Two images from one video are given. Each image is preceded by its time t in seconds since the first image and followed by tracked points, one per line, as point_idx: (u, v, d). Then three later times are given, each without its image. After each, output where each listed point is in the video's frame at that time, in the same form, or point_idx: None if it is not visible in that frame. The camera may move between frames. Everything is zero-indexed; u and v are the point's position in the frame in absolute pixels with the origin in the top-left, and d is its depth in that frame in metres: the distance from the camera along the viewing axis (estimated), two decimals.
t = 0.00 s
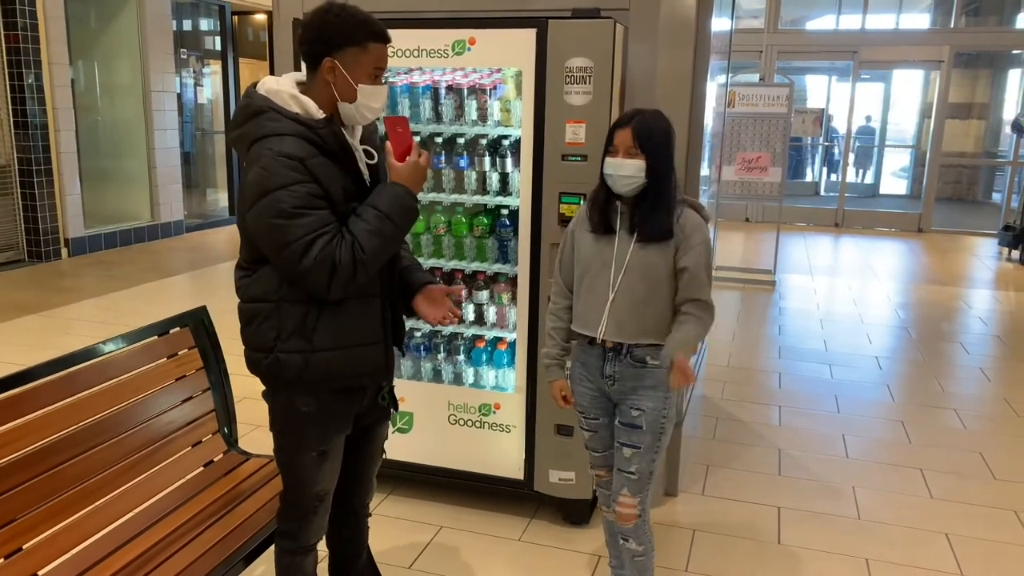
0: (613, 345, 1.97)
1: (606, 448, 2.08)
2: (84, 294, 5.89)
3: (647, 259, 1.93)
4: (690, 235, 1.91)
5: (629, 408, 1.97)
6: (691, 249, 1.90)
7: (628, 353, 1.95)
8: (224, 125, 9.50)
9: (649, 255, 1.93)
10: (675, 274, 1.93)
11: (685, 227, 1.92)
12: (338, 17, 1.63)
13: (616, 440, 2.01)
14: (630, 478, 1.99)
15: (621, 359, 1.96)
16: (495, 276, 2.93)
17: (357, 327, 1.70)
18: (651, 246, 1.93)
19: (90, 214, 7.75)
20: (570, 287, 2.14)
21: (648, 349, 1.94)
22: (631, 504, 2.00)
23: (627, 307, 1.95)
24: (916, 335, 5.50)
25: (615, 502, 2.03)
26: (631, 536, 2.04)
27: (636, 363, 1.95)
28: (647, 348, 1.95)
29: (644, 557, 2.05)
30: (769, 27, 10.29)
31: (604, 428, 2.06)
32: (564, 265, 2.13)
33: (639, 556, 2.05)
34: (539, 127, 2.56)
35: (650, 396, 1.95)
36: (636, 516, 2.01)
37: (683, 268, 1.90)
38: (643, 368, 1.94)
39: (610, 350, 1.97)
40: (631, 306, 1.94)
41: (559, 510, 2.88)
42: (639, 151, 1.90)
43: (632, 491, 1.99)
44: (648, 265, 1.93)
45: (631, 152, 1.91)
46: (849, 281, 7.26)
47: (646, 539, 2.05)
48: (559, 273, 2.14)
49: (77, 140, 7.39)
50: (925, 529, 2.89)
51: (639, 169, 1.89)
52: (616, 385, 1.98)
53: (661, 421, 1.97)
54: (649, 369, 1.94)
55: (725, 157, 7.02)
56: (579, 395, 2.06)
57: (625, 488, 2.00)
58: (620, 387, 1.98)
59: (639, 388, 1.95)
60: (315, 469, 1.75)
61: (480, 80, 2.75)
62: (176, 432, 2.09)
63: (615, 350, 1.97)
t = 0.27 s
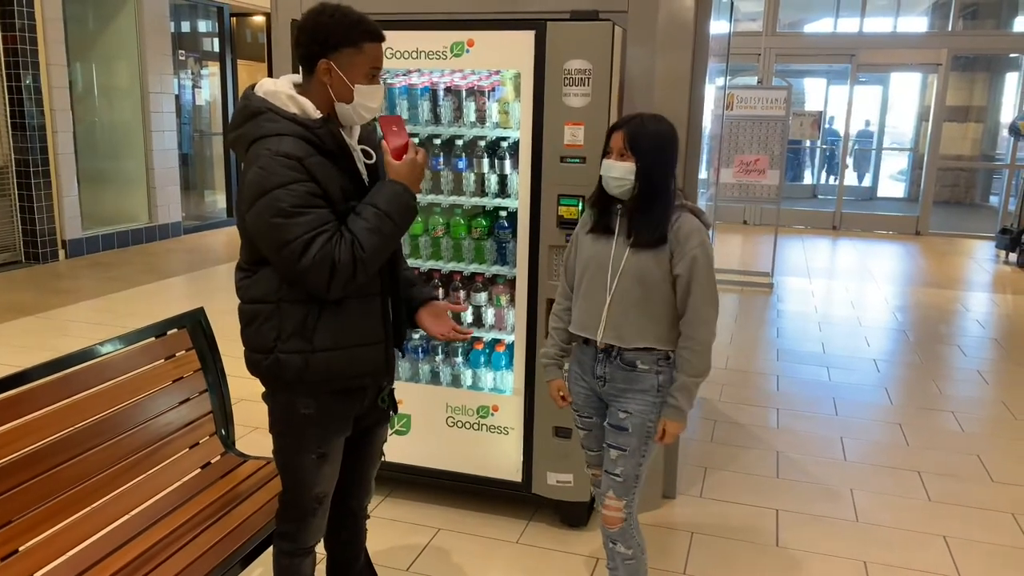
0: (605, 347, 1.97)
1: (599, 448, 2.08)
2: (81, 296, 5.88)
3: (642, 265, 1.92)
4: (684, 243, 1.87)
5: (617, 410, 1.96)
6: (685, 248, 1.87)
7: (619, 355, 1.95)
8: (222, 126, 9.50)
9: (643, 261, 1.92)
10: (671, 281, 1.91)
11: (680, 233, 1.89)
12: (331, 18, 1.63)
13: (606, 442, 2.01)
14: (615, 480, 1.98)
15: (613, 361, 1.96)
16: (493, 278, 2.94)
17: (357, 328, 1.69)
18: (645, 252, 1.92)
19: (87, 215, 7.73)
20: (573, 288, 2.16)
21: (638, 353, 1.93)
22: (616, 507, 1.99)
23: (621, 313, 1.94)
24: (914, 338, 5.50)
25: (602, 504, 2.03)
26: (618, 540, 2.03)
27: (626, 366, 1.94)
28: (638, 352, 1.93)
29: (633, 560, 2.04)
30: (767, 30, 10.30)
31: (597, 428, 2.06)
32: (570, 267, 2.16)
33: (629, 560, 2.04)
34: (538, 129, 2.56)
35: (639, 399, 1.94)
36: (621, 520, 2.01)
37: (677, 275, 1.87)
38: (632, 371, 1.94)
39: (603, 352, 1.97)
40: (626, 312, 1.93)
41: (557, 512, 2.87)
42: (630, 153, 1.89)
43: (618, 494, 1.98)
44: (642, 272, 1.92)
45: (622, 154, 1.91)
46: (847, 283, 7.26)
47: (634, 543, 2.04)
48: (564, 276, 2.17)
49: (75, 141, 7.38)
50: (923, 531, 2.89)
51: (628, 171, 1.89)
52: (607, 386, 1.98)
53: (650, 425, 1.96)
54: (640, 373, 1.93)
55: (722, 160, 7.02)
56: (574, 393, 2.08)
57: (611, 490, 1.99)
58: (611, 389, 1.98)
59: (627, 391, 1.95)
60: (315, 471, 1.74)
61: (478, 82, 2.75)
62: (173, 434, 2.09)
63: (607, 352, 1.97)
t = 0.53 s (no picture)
0: (606, 349, 1.97)
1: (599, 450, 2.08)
2: (80, 297, 5.88)
3: (641, 268, 1.92)
4: (681, 245, 1.87)
5: (618, 412, 1.96)
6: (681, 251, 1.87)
7: (619, 358, 1.95)
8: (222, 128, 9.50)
9: (642, 264, 1.92)
10: (669, 282, 1.91)
11: (679, 235, 1.89)
12: (325, 19, 1.63)
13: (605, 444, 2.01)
14: (616, 483, 1.98)
15: (613, 364, 1.96)
16: (491, 280, 2.93)
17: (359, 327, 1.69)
18: (644, 254, 1.92)
19: (86, 216, 7.73)
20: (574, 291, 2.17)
21: (639, 356, 1.93)
22: (616, 510, 2.00)
23: (620, 316, 1.94)
24: (913, 341, 5.50)
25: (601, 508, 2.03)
26: (618, 543, 2.03)
27: (627, 369, 1.95)
28: (638, 354, 1.93)
29: (633, 563, 2.05)
30: (766, 33, 10.31)
31: (597, 431, 2.06)
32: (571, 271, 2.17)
33: (629, 563, 2.05)
34: (537, 131, 2.56)
35: (639, 401, 1.95)
36: (621, 523, 2.01)
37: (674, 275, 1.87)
38: (633, 374, 1.94)
39: (603, 354, 1.97)
40: (624, 314, 1.93)
41: (555, 515, 2.87)
42: (629, 156, 1.90)
43: (617, 496, 1.99)
44: (641, 274, 1.92)
45: (621, 158, 1.91)
46: (846, 286, 7.27)
47: (634, 546, 2.04)
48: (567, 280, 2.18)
49: (73, 143, 7.37)
50: (921, 534, 2.89)
51: (628, 175, 1.89)
52: (607, 389, 1.98)
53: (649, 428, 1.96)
54: (640, 376, 1.94)
55: (721, 162, 7.02)
56: (574, 395, 2.07)
57: (611, 493, 2.00)
58: (611, 391, 1.98)
59: (628, 394, 1.95)
60: (314, 473, 1.74)
61: (477, 85, 2.75)
62: (170, 436, 2.08)
63: (607, 354, 1.97)
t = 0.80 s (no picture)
0: (613, 352, 1.97)
1: (604, 453, 2.08)
2: (82, 299, 5.89)
3: (645, 270, 1.92)
4: (684, 249, 1.88)
5: (624, 416, 1.97)
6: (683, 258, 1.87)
7: (626, 361, 1.95)
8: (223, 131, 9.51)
9: (647, 267, 1.92)
10: (671, 285, 1.91)
11: (682, 238, 1.89)
12: (319, 22, 1.65)
13: (612, 448, 2.01)
14: (623, 485, 1.99)
15: (619, 367, 1.96)
16: (494, 284, 2.92)
17: (375, 323, 1.69)
18: (648, 258, 1.92)
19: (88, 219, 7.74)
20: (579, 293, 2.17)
21: (646, 359, 1.93)
22: (624, 513, 1.99)
23: (625, 319, 1.94)
24: (915, 345, 5.50)
25: (608, 511, 2.03)
26: (624, 547, 2.03)
27: (633, 372, 1.95)
28: (645, 358, 1.94)
29: (638, 567, 2.05)
30: (767, 36, 10.33)
31: (602, 433, 2.06)
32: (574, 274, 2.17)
33: (634, 567, 2.05)
34: (539, 134, 2.56)
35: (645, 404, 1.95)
36: (628, 526, 2.01)
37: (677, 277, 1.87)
38: (640, 377, 1.95)
39: (609, 357, 1.97)
40: (629, 318, 1.93)
41: (557, 518, 2.87)
42: (632, 159, 1.89)
43: (624, 500, 1.99)
44: (646, 277, 1.92)
45: (626, 160, 1.91)
46: (848, 290, 7.26)
47: (640, 549, 2.04)
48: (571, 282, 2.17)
49: (76, 145, 7.39)
50: (923, 538, 2.89)
51: (632, 178, 1.89)
52: (613, 392, 1.98)
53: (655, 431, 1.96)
54: (647, 378, 1.94)
55: (722, 166, 7.04)
56: (578, 398, 2.07)
57: (617, 496, 2.00)
58: (617, 394, 1.98)
59: (634, 396, 1.96)
60: (316, 476, 1.74)
61: (480, 88, 2.75)
62: (172, 438, 2.08)
63: (614, 357, 1.97)
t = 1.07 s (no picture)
0: (620, 355, 1.97)
1: (611, 456, 2.08)
2: (87, 301, 5.90)
3: (652, 275, 1.91)
4: (691, 255, 1.87)
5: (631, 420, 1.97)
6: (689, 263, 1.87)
7: (633, 364, 1.95)
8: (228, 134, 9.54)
9: (654, 272, 1.91)
10: (678, 290, 1.90)
11: (690, 245, 1.89)
12: (337, 26, 1.66)
13: (619, 451, 2.01)
14: (631, 489, 1.98)
15: (627, 370, 1.96)
16: (498, 287, 2.92)
17: (385, 325, 1.70)
18: (656, 262, 1.91)
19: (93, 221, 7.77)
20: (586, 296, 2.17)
21: (653, 361, 1.93)
22: (632, 517, 1.99)
23: (632, 322, 1.94)
24: (919, 349, 5.48)
25: (617, 516, 2.02)
26: (633, 551, 2.03)
27: (641, 375, 1.95)
28: (651, 362, 1.93)
29: (646, 570, 2.04)
30: (772, 40, 10.33)
31: (609, 436, 2.06)
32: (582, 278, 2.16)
33: (641, 570, 2.04)
34: (544, 137, 2.56)
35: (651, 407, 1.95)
36: (637, 531, 2.00)
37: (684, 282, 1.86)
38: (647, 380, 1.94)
39: (616, 360, 1.97)
40: (636, 321, 1.93)
41: (561, 522, 2.86)
42: (641, 163, 1.90)
43: (631, 503, 1.98)
44: (653, 281, 1.91)
45: (635, 164, 1.92)
46: (852, 293, 7.25)
47: (648, 553, 2.04)
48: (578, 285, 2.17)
49: (81, 147, 7.41)
50: (928, 543, 2.88)
51: (641, 181, 1.89)
52: (620, 395, 1.98)
53: (662, 434, 1.96)
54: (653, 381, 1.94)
55: (727, 169, 7.04)
56: (584, 402, 2.07)
57: (626, 499, 1.99)
58: (624, 397, 1.98)
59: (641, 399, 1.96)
60: (322, 478, 1.74)
61: (485, 91, 2.76)
62: (177, 441, 2.09)
63: (621, 360, 1.97)
